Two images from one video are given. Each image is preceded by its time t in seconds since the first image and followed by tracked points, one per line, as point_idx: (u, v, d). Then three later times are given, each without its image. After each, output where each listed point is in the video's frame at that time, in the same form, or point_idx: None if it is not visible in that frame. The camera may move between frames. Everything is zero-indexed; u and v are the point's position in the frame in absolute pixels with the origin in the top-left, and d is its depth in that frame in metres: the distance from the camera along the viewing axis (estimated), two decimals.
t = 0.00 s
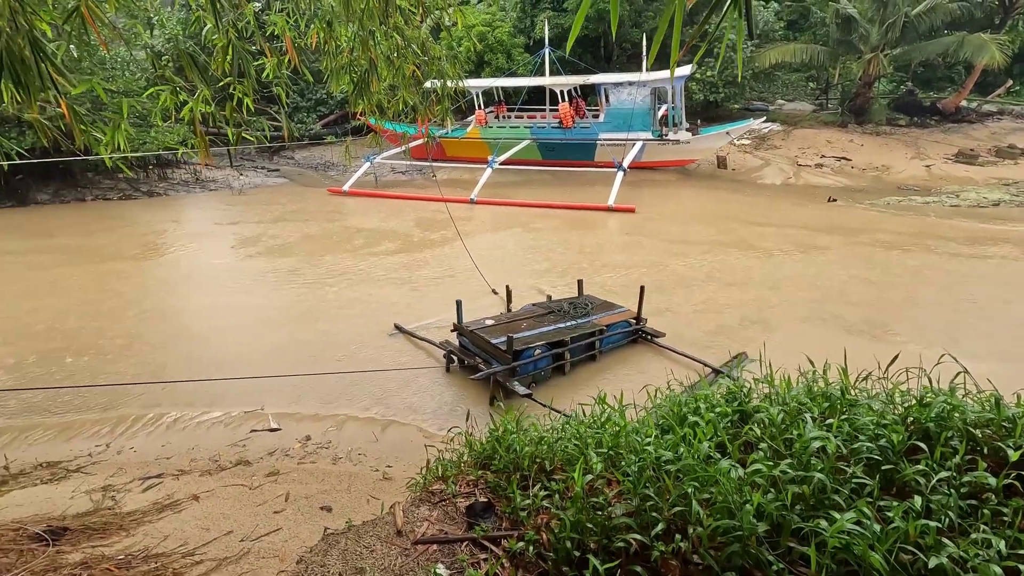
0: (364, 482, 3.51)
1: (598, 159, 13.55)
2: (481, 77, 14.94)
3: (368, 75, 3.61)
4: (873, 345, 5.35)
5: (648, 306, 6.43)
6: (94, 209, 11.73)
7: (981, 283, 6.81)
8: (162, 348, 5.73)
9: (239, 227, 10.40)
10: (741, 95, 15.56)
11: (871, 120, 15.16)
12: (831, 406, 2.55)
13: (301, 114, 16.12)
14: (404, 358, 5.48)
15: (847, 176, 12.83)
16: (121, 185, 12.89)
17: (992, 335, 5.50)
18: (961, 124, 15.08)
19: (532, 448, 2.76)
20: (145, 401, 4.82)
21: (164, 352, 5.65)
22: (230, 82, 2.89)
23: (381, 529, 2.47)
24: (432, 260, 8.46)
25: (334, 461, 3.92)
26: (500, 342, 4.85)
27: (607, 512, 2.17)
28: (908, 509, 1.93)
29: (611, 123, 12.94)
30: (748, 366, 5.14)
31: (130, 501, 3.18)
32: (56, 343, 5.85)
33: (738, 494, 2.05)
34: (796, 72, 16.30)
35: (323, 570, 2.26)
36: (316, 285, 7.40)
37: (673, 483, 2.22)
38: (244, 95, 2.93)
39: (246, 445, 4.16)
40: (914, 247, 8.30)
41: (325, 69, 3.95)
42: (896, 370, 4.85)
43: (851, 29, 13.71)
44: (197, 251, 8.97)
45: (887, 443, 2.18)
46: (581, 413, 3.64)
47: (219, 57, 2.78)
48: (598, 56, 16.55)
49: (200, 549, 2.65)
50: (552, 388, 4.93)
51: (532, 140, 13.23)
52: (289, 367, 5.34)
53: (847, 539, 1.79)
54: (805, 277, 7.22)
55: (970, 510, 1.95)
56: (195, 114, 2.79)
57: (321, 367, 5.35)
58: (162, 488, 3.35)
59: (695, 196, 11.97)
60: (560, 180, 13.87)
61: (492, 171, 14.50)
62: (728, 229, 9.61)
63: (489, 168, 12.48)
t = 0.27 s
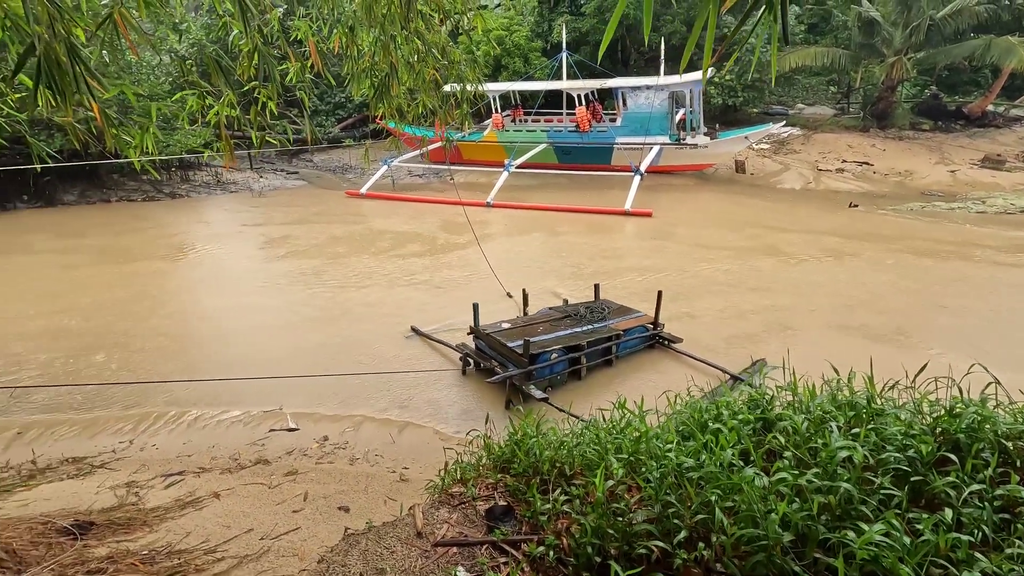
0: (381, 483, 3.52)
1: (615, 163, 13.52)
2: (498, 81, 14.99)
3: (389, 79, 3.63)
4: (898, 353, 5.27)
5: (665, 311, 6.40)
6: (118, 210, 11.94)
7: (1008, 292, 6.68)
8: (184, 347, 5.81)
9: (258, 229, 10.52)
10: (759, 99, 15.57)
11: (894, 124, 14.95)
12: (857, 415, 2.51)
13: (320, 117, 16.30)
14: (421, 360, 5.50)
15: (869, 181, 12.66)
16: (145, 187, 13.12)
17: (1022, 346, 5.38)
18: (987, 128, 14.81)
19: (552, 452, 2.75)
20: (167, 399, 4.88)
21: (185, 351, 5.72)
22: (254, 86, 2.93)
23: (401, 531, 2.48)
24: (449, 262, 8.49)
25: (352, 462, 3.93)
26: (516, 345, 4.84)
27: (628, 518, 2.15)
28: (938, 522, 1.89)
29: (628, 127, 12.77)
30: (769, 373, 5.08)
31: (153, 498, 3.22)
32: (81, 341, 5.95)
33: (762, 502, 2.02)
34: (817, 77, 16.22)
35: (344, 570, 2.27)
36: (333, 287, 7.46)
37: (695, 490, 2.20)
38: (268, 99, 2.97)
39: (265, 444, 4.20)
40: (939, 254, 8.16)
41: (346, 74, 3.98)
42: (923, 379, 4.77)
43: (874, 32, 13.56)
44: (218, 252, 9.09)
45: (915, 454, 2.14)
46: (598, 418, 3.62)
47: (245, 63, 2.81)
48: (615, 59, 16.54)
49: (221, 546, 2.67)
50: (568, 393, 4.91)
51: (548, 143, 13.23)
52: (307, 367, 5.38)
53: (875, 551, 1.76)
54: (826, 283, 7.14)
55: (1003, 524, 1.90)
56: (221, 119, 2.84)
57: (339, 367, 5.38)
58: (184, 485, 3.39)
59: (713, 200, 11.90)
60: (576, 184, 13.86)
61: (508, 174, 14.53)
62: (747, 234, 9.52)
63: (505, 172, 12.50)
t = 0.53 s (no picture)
0: (397, 484, 3.52)
1: (633, 166, 13.46)
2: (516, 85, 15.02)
3: (410, 83, 3.64)
4: (924, 362, 5.17)
5: (683, 316, 6.34)
6: (142, 211, 12.15)
7: None
8: (204, 346, 5.88)
9: (278, 230, 10.63)
10: (780, 103, 15.44)
11: (919, 129, 14.68)
12: (882, 423, 2.45)
13: (340, 121, 16.47)
14: (436, 362, 5.50)
15: (893, 186, 12.46)
16: (169, 189, 13.35)
17: None
18: (1016, 133, 14.51)
19: (569, 456, 2.73)
20: (188, 396, 4.94)
21: (206, 349, 5.79)
22: (278, 89, 2.96)
23: (418, 532, 2.47)
24: (466, 265, 8.51)
25: (367, 462, 3.95)
26: (532, 349, 4.83)
27: (646, 524, 2.13)
28: (967, 535, 1.84)
29: (647, 131, 12.71)
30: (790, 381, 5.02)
31: (173, 493, 3.26)
32: (105, 338, 6.05)
33: (784, 511, 1.99)
34: (839, 81, 15.96)
35: (361, 570, 2.27)
36: (351, 289, 7.51)
37: (715, 497, 2.17)
38: (291, 101, 2.99)
39: (283, 443, 4.22)
40: (965, 261, 8.01)
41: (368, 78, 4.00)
42: (951, 389, 4.67)
43: (899, 35, 13.39)
44: (238, 253, 9.20)
45: (944, 465, 2.08)
46: (615, 423, 3.59)
47: (269, 65, 2.84)
48: (634, 63, 16.51)
49: (240, 543, 2.68)
50: (584, 397, 4.88)
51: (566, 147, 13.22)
52: (325, 367, 5.42)
53: (902, 564, 1.72)
54: (848, 290, 7.03)
55: None
56: (245, 121, 2.87)
57: (356, 368, 5.41)
58: (203, 482, 3.42)
59: (732, 205, 11.79)
60: (593, 188, 13.82)
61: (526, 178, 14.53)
62: (766, 239, 9.42)
63: (523, 175, 12.50)
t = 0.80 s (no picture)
0: (410, 488, 3.52)
1: (650, 172, 13.40)
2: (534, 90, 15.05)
3: (428, 89, 3.65)
4: (948, 374, 5.07)
5: (700, 324, 6.29)
6: (164, 213, 12.35)
7: None
8: (222, 347, 5.94)
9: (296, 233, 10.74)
10: (800, 108, 15.29)
11: (944, 135, 14.43)
12: (903, 438, 2.40)
13: (359, 125, 16.65)
14: (451, 367, 5.51)
15: (917, 193, 12.26)
16: (191, 192, 13.57)
17: None
18: None
19: (582, 465, 2.71)
20: (206, 397, 4.99)
21: (224, 351, 5.85)
22: (297, 95, 2.99)
23: (429, 537, 2.46)
24: (482, 269, 8.52)
25: (381, 466, 3.95)
26: (546, 354, 4.81)
27: (659, 536, 2.10)
28: (991, 556, 1.79)
29: (665, 136, 12.73)
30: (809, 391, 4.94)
31: (190, 493, 3.29)
32: (127, 338, 6.15)
33: (800, 527, 1.95)
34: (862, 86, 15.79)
35: (373, 574, 2.27)
36: (368, 292, 7.56)
37: (730, 510, 2.14)
38: (310, 108, 3.02)
39: (298, 445, 4.25)
40: (992, 270, 7.84)
41: (387, 83, 4.02)
42: (976, 404, 4.56)
43: (925, 39, 13.22)
44: (258, 255, 9.31)
45: (967, 482, 2.03)
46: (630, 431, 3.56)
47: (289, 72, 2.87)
48: (652, 68, 16.47)
49: (254, 543, 2.70)
50: (598, 404, 4.84)
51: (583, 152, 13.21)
52: (340, 370, 5.44)
53: None
54: (870, 299, 6.92)
55: None
56: (266, 127, 2.90)
57: (371, 371, 5.43)
58: (220, 482, 3.45)
59: (751, 211, 11.69)
60: (610, 193, 13.78)
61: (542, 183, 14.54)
62: (786, 246, 9.31)
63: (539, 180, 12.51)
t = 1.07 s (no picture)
0: (422, 489, 3.54)
1: (666, 175, 13.34)
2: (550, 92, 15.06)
3: (444, 92, 3.67)
4: (971, 384, 4.98)
5: (715, 329, 6.25)
6: (184, 213, 12.53)
7: None
8: (239, 347, 6.01)
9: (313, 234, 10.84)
10: (821, 112, 15.08)
11: (970, 138, 14.23)
12: (922, 448, 2.36)
13: (376, 128, 16.81)
14: (464, 369, 5.52)
15: (940, 198, 12.07)
16: (212, 193, 13.77)
17: None
18: None
19: (593, 470, 2.70)
20: (223, 395, 5.06)
21: (241, 350, 5.93)
22: (316, 99, 3.03)
23: (439, 539, 2.47)
24: (497, 272, 8.53)
25: (393, 466, 3.98)
26: (560, 357, 4.81)
27: (670, 543, 2.10)
28: (1011, 571, 1.76)
29: (682, 139, 12.64)
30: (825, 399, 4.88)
31: (206, 490, 3.33)
32: (147, 336, 6.25)
33: (814, 537, 1.94)
34: (885, 89, 15.46)
35: (383, 574, 2.28)
36: (383, 293, 7.60)
37: (742, 519, 2.12)
38: (328, 111, 3.05)
39: (312, 444, 4.29)
40: (1019, 277, 7.69)
41: (404, 87, 4.04)
42: (1000, 415, 4.48)
43: (950, 40, 12.95)
44: (276, 256, 9.42)
45: (988, 495, 2.00)
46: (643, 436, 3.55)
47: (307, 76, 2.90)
48: (669, 70, 16.41)
49: (268, 541, 2.72)
50: (610, 409, 4.83)
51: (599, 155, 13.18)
52: (355, 371, 5.49)
53: None
54: (891, 305, 6.82)
55: None
56: (285, 129, 2.93)
57: (386, 372, 5.47)
58: (235, 480, 3.49)
59: (769, 215, 11.58)
60: (626, 196, 13.74)
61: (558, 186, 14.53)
62: (805, 251, 9.21)
63: (555, 182, 12.50)
